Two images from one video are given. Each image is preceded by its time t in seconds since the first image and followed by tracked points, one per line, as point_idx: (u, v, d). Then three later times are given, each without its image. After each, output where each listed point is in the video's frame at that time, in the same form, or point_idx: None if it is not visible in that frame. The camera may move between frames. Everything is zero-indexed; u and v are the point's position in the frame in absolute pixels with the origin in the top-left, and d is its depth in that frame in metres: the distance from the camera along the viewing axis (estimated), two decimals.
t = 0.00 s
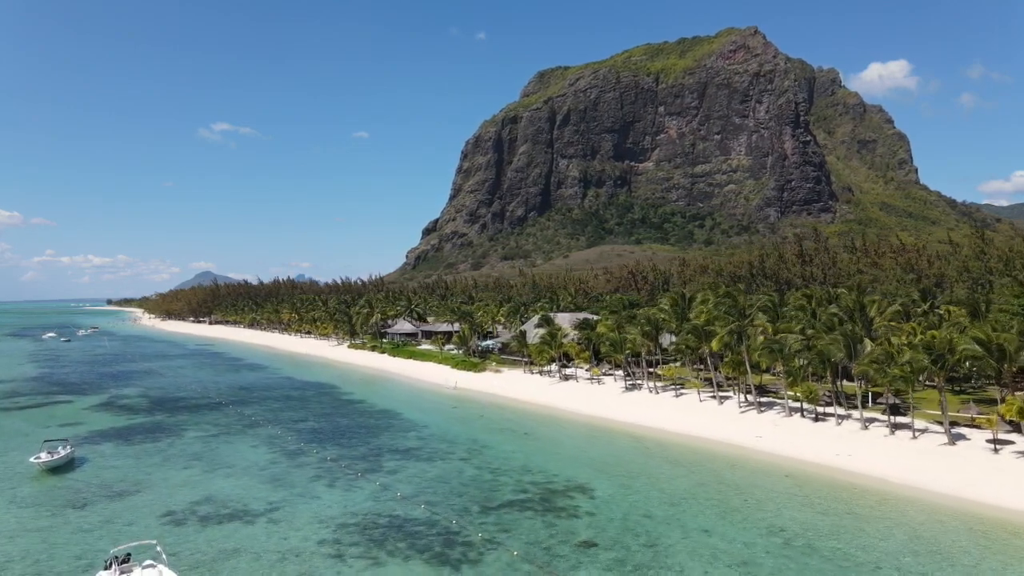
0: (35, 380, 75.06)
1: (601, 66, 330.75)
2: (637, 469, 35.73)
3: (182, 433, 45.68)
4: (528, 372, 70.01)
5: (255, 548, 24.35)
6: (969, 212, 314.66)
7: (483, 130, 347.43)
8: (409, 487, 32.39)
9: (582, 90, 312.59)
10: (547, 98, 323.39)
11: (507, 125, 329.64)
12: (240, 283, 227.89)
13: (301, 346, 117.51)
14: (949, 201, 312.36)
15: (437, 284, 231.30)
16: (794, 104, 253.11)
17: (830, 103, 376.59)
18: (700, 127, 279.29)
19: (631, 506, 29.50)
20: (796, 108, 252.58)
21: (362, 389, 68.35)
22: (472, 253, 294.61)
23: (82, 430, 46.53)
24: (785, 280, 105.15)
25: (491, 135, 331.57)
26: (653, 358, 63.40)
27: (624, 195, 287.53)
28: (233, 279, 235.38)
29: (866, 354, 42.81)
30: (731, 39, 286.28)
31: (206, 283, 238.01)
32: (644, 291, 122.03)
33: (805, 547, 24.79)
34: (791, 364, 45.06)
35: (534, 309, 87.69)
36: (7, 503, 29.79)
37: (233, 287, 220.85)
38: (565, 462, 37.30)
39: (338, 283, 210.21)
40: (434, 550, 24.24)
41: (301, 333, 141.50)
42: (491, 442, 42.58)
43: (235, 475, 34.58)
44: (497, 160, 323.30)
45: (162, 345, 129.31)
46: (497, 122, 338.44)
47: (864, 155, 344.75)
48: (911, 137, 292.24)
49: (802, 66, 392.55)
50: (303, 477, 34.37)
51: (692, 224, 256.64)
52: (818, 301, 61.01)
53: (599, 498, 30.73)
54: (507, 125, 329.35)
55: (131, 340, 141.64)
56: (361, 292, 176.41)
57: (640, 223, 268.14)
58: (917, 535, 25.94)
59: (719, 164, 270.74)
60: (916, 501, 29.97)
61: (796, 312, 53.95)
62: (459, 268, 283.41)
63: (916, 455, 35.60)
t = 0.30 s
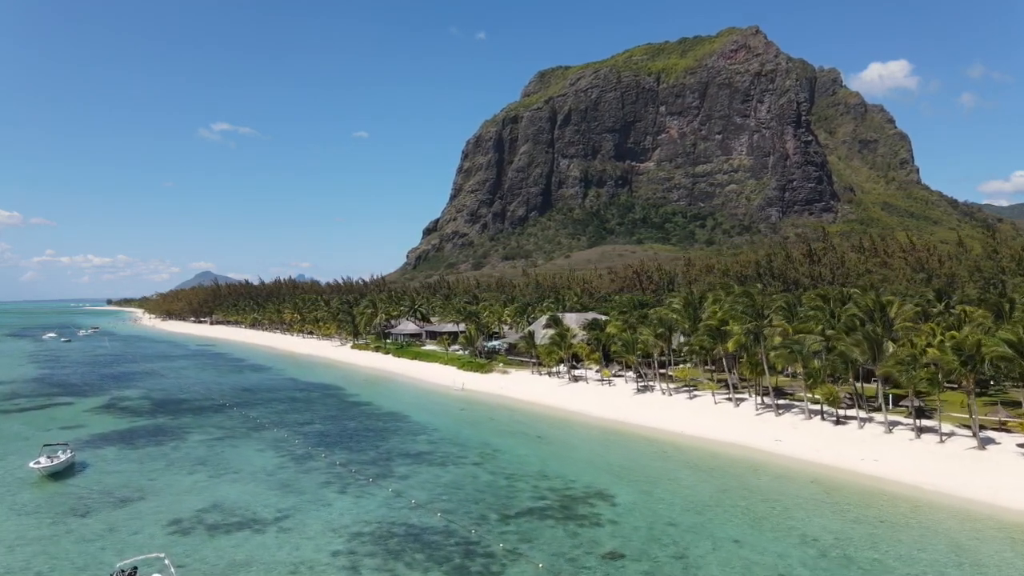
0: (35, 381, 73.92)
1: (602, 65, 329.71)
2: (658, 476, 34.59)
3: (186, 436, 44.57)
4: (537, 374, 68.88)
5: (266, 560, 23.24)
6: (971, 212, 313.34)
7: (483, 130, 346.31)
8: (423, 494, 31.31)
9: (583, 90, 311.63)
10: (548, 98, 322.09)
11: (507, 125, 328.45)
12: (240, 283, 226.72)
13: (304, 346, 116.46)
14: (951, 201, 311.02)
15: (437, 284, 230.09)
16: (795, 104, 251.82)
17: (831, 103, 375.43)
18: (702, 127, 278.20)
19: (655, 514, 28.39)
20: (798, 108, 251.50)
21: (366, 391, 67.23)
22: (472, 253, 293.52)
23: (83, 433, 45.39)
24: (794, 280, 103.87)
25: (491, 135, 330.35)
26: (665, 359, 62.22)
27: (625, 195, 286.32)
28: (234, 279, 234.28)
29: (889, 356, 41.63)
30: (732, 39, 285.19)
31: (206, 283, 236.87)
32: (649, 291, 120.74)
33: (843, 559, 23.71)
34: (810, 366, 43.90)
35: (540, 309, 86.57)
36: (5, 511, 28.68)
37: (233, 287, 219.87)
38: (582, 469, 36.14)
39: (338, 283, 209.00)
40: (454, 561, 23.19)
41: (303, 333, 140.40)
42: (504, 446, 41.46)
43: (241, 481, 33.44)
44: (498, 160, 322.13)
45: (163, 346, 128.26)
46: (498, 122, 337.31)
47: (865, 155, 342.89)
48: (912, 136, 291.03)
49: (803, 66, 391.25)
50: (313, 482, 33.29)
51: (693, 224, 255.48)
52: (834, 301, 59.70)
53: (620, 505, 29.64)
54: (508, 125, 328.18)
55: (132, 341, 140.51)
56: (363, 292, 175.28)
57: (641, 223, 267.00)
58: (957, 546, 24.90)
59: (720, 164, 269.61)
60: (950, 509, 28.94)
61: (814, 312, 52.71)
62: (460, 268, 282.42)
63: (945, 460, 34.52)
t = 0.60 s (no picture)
0: (35, 382, 72.73)
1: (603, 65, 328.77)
2: (681, 481, 33.47)
3: (190, 440, 43.42)
4: (545, 375, 67.72)
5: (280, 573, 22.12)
6: (973, 212, 311.82)
7: (484, 130, 345.28)
8: (438, 501, 30.19)
9: (584, 90, 310.60)
10: (548, 97, 321.27)
11: (508, 125, 327.18)
12: (240, 283, 225.53)
13: (306, 347, 115.34)
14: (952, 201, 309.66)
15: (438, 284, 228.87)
16: (796, 104, 250.80)
17: (832, 103, 374.31)
18: (702, 127, 277.06)
19: (681, 522, 27.27)
20: (799, 107, 250.47)
21: (372, 393, 66.07)
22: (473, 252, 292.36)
23: (85, 436, 44.22)
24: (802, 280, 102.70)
25: (492, 135, 329.18)
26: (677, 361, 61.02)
27: (626, 195, 285.05)
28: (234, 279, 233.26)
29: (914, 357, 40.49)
30: (734, 38, 284.07)
31: (207, 283, 235.88)
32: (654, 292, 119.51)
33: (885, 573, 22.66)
34: (831, 367, 42.74)
35: (547, 309, 85.43)
36: (5, 518, 27.58)
37: (234, 287, 218.90)
38: (601, 474, 35.00)
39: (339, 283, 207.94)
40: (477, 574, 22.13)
41: (305, 334, 139.32)
42: (518, 450, 40.31)
43: (249, 487, 32.29)
44: (498, 160, 320.96)
45: (164, 346, 127.27)
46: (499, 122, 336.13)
47: (866, 155, 341.07)
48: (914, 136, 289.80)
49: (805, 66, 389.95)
50: (324, 488, 32.17)
51: (694, 224, 254.22)
52: (850, 301, 58.54)
53: (644, 513, 28.52)
54: (508, 124, 326.99)
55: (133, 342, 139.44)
56: (364, 292, 174.24)
57: (642, 223, 265.78)
58: (1002, 557, 23.86)
59: (722, 164, 268.39)
60: (987, 516, 27.88)
61: (832, 313, 51.54)
62: (461, 268, 281.39)
63: (976, 464, 33.44)
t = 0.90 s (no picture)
0: (36, 384, 71.53)
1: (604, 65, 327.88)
2: (705, 488, 32.42)
3: (196, 443, 42.33)
4: (555, 376, 66.67)
5: None
6: (975, 212, 310.46)
7: (485, 130, 344.12)
8: (455, 509, 29.08)
9: (585, 89, 309.50)
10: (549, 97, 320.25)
11: (508, 125, 325.95)
12: (241, 283, 224.41)
13: (308, 347, 114.22)
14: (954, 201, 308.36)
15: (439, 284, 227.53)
16: (798, 103, 249.46)
17: (833, 103, 373.28)
18: (704, 126, 275.82)
19: (711, 532, 26.14)
20: (801, 107, 249.43)
21: (379, 395, 64.93)
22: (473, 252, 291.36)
23: (87, 440, 43.14)
24: (811, 280, 101.73)
25: (492, 135, 328.12)
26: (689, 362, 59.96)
27: (627, 195, 283.85)
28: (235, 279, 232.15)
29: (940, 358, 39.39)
30: (735, 38, 282.83)
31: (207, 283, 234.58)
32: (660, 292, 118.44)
33: None
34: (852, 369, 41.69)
35: (554, 310, 84.39)
36: (5, 528, 26.45)
37: (235, 287, 217.85)
38: (621, 479, 33.92)
39: (340, 282, 207.03)
40: None
41: (307, 334, 138.34)
42: (534, 455, 39.19)
43: (258, 494, 31.17)
44: (499, 160, 319.84)
45: (166, 347, 126.26)
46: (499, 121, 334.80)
47: (867, 155, 339.62)
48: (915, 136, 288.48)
49: (806, 65, 388.78)
50: (335, 495, 31.10)
51: (696, 224, 252.98)
52: (867, 302, 57.44)
53: (670, 522, 27.42)
54: (509, 124, 325.82)
55: (134, 342, 138.29)
56: (366, 292, 173.30)
57: (643, 223, 264.59)
58: None
59: (723, 164, 267.06)
60: None
61: (849, 314, 50.47)
62: (462, 268, 280.42)
63: (1008, 470, 32.40)
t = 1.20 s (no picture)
0: (36, 386, 70.40)
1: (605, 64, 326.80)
2: (730, 494, 31.36)
3: (202, 447, 41.21)
4: (564, 378, 65.50)
5: None
6: (977, 212, 309.11)
7: (485, 130, 343.15)
8: (474, 517, 28.01)
9: (586, 89, 308.38)
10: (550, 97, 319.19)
11: (509, 125, 324.61)
12: (241, 283, 223.32)
13: (311, 348, 113.12)
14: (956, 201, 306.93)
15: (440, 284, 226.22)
16: (800, 103, 248.53)
17: (834, 102, 371.99)
18: (705, 126, 274.54)
19: (744, 543, 25.09)
20: (803, 107, 248.26)
21: (384, 396, 63.86)
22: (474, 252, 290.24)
23: (90, 444, 42.01)
24: (819, 279, 100.56)
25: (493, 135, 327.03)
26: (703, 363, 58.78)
27: (629, 194, 282.67)
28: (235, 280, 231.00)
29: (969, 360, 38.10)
30: (736, 37, 281.69)
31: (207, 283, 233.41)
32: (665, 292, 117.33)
33: None
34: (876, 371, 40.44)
35: (562, 310, 83.27)
36: (5, 539, 25.33)
37: (235, 287, 216.71)
38: (643, 485, 32.85)
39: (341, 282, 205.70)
40: None
41: (309, 334, 137.31)
42: (550, 459, 38.08)
43: (267, 501, 30.06)
44: (500, 160, 318.75)
45: (168, 347, 125.23)
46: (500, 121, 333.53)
47: (868, 155, 338.20)
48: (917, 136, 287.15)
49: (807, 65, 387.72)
50: (348, 503, 29.99)
51: (697, 223, 251.63)
52: (884, 302, 56.34)
53: (699, 532, 26.36)
54: (510, 124, 324.61)
55: (135, 343, 137.13)
56: (368, 292, 172.25)
57: (644, 223, 263.25)
58: None
59: (724, 163, 265.73)
60: None
61: (869, 315, 49.21)
62: (463, 268, 279.36)
63: None
